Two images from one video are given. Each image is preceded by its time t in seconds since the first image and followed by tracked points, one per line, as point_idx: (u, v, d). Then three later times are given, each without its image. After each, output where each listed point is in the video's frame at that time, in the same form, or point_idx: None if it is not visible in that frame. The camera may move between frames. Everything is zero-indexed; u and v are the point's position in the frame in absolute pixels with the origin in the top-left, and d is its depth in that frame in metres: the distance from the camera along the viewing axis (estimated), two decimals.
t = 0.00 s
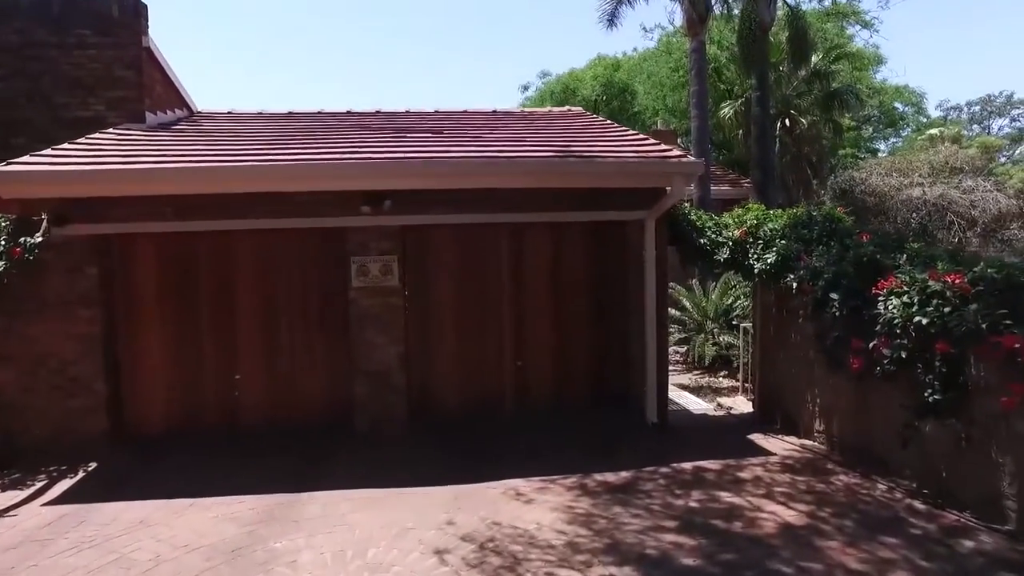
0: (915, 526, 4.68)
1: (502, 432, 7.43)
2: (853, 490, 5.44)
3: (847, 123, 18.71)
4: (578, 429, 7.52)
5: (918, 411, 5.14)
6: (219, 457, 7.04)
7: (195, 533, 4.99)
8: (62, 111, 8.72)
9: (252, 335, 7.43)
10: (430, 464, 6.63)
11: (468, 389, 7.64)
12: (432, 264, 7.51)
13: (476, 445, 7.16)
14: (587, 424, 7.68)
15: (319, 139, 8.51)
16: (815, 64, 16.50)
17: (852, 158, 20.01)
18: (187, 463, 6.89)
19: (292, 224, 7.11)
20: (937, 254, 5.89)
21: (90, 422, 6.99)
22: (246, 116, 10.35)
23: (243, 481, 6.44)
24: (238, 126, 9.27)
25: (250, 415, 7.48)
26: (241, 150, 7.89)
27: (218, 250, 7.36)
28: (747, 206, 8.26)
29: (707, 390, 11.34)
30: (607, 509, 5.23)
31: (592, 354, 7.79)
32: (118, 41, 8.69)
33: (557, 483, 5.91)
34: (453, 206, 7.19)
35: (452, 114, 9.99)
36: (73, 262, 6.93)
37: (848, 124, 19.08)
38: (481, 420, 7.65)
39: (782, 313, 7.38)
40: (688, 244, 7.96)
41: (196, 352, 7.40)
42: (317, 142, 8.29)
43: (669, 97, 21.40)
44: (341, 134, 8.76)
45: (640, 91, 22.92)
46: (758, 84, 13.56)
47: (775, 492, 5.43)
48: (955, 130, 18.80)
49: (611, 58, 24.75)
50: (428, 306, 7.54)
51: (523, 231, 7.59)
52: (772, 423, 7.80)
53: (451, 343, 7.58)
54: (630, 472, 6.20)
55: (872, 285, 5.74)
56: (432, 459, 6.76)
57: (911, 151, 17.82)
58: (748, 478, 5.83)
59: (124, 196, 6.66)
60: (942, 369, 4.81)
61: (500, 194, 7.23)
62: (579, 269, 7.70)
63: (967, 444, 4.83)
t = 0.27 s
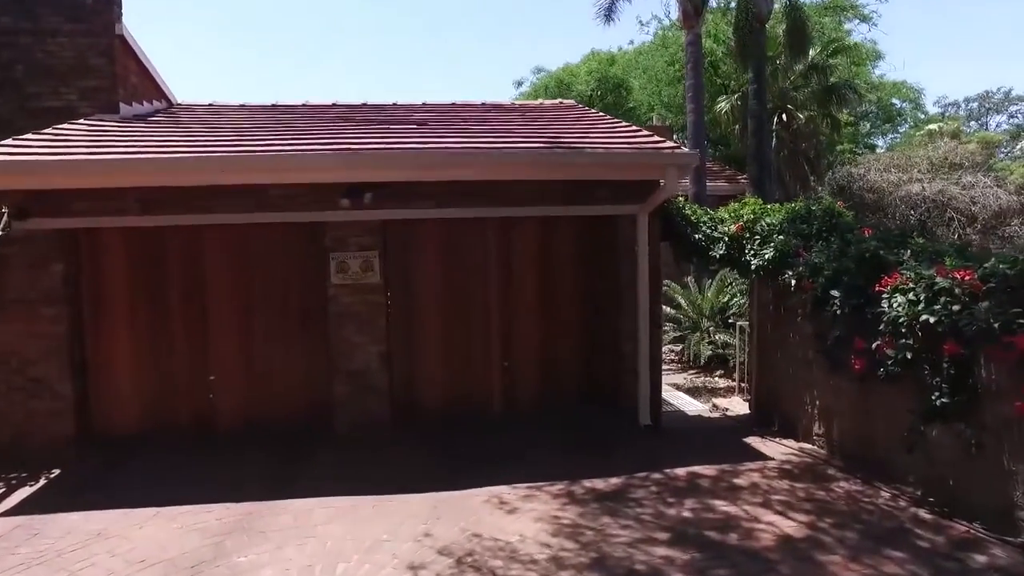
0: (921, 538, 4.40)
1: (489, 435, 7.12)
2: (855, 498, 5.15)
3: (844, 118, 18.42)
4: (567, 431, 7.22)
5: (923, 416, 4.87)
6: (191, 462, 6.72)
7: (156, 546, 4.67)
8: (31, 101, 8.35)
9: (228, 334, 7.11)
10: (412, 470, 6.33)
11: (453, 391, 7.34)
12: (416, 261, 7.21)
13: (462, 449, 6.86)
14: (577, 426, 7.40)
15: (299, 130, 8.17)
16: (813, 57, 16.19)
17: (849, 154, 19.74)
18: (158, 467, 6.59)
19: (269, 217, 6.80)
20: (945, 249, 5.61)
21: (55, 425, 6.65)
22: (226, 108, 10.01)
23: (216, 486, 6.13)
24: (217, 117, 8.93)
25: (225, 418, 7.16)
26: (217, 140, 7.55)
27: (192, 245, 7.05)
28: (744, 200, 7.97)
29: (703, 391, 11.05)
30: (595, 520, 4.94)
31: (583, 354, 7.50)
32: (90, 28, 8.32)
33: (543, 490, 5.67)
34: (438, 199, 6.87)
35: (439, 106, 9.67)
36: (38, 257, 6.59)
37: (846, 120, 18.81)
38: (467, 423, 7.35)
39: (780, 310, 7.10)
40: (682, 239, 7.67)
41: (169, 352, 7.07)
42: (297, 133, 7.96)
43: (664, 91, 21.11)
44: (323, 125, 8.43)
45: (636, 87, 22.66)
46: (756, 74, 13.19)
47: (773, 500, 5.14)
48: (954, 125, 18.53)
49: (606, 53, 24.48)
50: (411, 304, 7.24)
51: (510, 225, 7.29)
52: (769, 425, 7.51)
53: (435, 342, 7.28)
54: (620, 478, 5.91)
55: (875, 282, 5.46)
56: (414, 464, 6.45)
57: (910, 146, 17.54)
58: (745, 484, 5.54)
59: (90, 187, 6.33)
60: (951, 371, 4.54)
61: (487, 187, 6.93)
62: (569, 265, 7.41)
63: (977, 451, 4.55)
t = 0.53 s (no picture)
0: (926, 548, 4.12)
1: (473, 436, 6.83)
2: (855, 503, 4.87)
3: (843, 111, 18.13)
4: (555, 432, 6.93)
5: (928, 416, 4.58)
6: (160, 464, 6.41)
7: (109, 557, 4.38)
8: None
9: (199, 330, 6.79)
10: (391, 472, 6.03)
11: (436, 389, 7.04)
12: (397, 253, 6.89)
13: (445, 451, 6.56)
14: (565, 426, 7.10)
15: (276, 118, 7.84)
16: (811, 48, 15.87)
17: (848, 147, 19.44)
18: (125, 469, 6.28)
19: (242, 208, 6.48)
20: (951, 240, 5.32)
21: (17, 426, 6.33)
22: (206, 96, 9.67)
23: (183, 489, 5.82)
24: (193, 103, 8.58)
25: (196, 418, 6.83)
26: (190, 127, 7.22)
27: (161, 237, 6.72)
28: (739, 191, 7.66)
29: (698, 389, 10.76)
30: (579, 527, 4.65)
31: (571, 351, 7.20)
32: (59, 11, 7.97)
33: (526, 495, 5.37)
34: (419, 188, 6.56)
35: (425, 94, 9.35)
36: None
37: (844, 113, 18.50)
38: (450, 424, 7.05)
39: (777, 305, 6.81)
40: (675, 231, 7.36)
41: (138, 349, 6.75)
42: (275, 121, 7.63)
43: (660, 83, 20.77)
44: (302, 113, 8.10)
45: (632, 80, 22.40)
46: (753, 64, 12.78)
47: (768, 506, 4.85)
48: (954, 118, 18.25)
49: (600, 45, 24.15)
50: (392, 299, 6.93)
51: (496, 216, 6.99)
52: (765, 425, 7.22)
53: (417, 339, 6.98)
54: (608, 481, 5.62)
55: (878, 275, 5.16)
56: (393, 467, 6.15)
57: (910, 140, 17.24)
58: (739, 489, 5.26)
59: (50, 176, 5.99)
60: (958, 370, 4.25)
61: (471, 176, 6.62)
62: (557, 258, 7.10)
63: (986, 455, 4.27)
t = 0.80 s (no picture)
0: (933, 565, 3.85)
1: (458, 441, 6.56)
2: (857, 514, 4.60)
3: (841, 107, 17.87)
4: (544, 436, 6.65)
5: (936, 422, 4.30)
6: (128, 469, 6.10)
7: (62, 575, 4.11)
8: None
9: (171, 330, 6.48)
10: (370, 480, 5.75)
11: (421, 392, 6.79)
12: (379, 251, 6.63)
13: (428, 456, 6.28)
14: (555, 430, 6.82)
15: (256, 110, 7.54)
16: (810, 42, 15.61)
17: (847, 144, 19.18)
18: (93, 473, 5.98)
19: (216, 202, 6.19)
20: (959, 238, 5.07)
21: None
22: (187, 89, 9.37)
23: (151, 496, 5.53)
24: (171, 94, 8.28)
25: (168, 423, 6.53)
26: (164, 118, 6.92)
27: (133, 232, 6.42)
28: (736, 186, 7.39)
29: (694, 391, 10.49)
30: (564, 541, 4.38)
31: (560, 352, 6.94)
32: None
33: (511, 505, 5.09)
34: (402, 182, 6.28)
35: (413, 87, 9.06)
36: None
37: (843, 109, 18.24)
38: (434, 427, 6.79)
39: (775, 304, 6.54)
40: (668, 226, 7.01)
41: (107, 349, 6.44)
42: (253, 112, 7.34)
43: (659, 82, 20.56)
44: (283, 105, 7.81)
45: (628, 76, 22.16)
46: (750, 59, 12.48)
47: (766, 518, 4.58)
48: (955, 115, 17.99)
49: (595, 40, 23.89)
50: (374, 298, 6.67)
51: (481, 211, 6.72)
52: (763, 430, 6.94)
53: (400, 340, 6.72)
54: (597, 490, 5.35)
55: (881, 272, 4.89)
56: (373, 473, 5.87)
57: (909, 137, 16.97)
58: (735, 498, 4.98)
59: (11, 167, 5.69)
60: (969, 373, 3.97)
61: (456, 169, 6.35)
62: (545, 255, 6.84)
63: (997, 464, 4.00)
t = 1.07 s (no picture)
0: None
1: (442, 443, 6.26)
2: (862, 523, 4.30)
3: (841, 100, 17.56)
4: (532, 438, 6.35)
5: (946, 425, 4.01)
6: (94, 471, 5.80)
7: None
8: None
9: (140, 327, 6.16)
10: (347, 485, 5.44)
11: (404, 392, 6.49)
12: (360, 244, 6.32)
13: (410, 459, 5.98)
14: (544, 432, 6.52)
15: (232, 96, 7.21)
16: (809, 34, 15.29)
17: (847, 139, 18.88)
18: (55, 476, 5.66)
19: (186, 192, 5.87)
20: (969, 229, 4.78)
21: None
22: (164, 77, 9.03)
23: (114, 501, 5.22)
24: (146, 82, 7.94)
25: (137, 425, 6.21)
26: (133, 103, 6.59)
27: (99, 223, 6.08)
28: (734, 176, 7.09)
29: (690, 389, 10.23)
30: (548, 554, 4.09)
31: (550, 349, 6.65)
32: None
33: (494, 513, 4.79)
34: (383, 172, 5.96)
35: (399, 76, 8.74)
36: None
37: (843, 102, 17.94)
38: (418, 429, 6.49)
39: (775, 300, 6.25)
40: (662, 219, 6.58)
41: (72, 347, 6.11)
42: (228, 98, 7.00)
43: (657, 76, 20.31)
44: (261, 92, 7.47)
45: (624, 70, 21.88)
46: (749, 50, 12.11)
47: (765, 528, 4.28)
48: (957, 108, 17.67)
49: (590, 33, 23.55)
50: (356, 293, 6.37)
51: (467, 202, 6.42)
52: (762, 431, 6.64)
53: (382, 338, 6.42)
54: (586, 496, 5.05)
55: (888, 265, 4.60)
56: (351, 478, 5.57)
57: (911, 130, 16.67)
58: (732, 506, 4.68)
59: None
60: (984, 374, 3.68)
61: (439, 157, 6.04)
62: (534, 248, 6.54)
63: (1014, 471, 3.71)
